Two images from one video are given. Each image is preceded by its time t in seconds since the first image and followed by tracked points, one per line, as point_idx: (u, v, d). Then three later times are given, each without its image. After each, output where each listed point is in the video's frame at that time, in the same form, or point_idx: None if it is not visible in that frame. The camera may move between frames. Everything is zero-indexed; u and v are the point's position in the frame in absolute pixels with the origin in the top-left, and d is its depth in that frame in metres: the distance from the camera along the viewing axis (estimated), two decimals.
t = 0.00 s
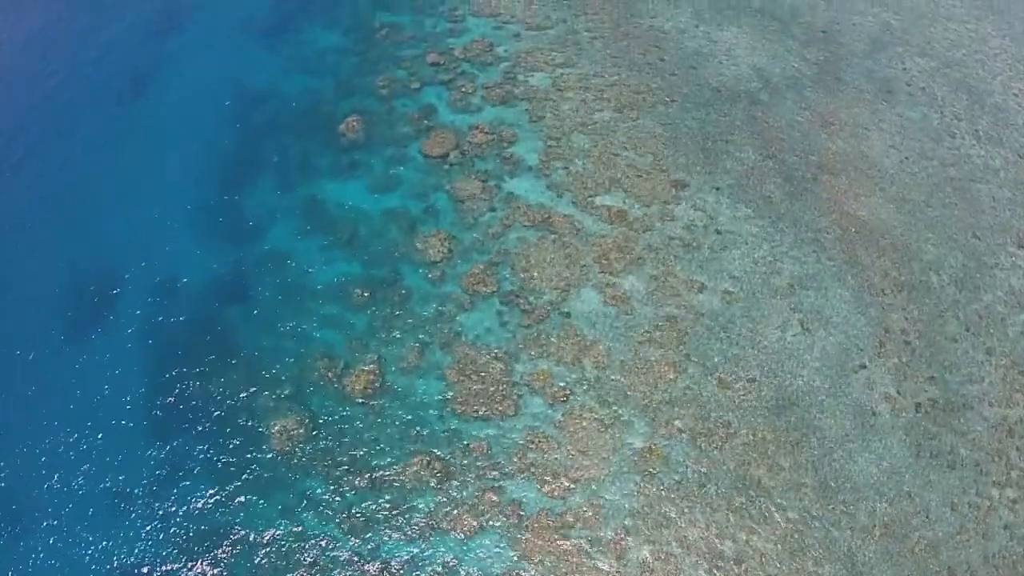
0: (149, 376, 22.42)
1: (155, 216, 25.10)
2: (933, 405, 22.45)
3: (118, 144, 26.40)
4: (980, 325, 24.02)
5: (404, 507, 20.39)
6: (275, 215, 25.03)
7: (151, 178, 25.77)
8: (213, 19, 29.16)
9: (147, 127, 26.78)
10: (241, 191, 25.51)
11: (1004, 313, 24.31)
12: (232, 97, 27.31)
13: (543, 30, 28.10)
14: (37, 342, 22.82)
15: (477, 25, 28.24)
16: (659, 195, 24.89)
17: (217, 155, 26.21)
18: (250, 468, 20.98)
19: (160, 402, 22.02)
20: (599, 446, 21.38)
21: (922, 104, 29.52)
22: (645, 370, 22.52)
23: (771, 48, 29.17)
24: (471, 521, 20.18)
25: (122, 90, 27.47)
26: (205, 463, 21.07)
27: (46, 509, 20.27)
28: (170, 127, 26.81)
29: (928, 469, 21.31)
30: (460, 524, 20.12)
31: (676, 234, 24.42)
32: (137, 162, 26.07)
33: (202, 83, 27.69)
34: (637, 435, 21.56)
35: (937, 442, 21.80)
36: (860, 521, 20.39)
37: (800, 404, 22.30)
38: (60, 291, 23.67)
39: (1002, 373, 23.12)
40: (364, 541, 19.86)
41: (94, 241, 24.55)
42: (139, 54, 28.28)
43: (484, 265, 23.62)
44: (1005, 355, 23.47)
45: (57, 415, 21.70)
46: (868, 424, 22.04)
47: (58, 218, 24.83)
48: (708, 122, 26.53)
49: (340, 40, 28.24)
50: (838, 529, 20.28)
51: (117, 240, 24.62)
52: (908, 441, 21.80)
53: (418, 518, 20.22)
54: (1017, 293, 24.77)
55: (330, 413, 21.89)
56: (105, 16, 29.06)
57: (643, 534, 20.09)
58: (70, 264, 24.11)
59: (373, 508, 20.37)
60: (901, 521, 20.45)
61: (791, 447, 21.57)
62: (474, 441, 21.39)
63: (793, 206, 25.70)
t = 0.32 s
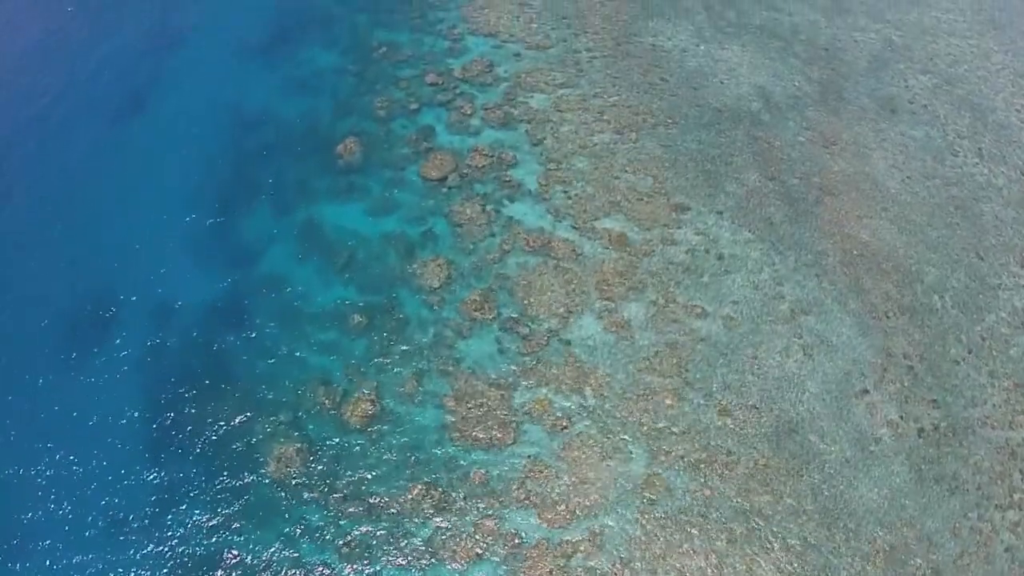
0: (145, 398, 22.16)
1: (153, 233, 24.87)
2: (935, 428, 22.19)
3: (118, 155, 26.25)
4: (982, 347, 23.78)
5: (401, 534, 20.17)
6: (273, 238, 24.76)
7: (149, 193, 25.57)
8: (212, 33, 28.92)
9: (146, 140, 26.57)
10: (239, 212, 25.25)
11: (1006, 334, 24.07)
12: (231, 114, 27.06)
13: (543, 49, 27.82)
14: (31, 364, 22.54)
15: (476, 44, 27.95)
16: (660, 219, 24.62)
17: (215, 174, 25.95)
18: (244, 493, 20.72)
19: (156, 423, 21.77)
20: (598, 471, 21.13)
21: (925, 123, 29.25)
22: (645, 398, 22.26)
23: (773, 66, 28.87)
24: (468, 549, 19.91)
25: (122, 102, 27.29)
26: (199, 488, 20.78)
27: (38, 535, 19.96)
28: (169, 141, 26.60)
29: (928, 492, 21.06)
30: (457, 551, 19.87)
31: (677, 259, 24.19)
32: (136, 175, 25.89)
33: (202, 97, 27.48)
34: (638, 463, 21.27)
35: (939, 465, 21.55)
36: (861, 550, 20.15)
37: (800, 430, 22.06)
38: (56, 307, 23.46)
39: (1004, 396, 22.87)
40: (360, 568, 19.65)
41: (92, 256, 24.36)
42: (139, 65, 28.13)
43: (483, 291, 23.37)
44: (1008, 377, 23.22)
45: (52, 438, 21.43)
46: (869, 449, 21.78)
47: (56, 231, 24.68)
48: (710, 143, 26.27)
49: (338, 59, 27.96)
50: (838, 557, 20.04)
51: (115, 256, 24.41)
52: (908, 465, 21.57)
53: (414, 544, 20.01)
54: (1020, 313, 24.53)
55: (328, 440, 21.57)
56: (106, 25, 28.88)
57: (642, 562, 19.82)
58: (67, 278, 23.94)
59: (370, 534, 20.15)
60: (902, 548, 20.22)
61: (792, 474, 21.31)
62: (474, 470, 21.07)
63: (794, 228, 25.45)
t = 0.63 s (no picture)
0: (139, 424, 21.81)
1: (149, 255, 24.56)
2: (938, 456, 21.86)
3: (115, 172, 25.98)
4: (986, 371, 23.49)
5: (399, 565, 19.76)
6: (269, 263, 24.44)
7: (147, 212, 25.28)
8: (211, 51, 28.65)
9: (144, 158, 26.30)
10: (237, 235, 24.95)
11: (1010, 358, 23.77)
12: (229, 134, 26.76)
13: (543, 71, 27.50)
14: (23, 388, 22.15)
15: (475, 66, 27.63)
16: (661, 246, 24.32)
17: (213, 196, 25.65)
18: (239, 521, 20.35)
19: (150, 448, 21.46)
20: (597, 501, 20.77)
21: (928, 143, 28.94)
22: (646, 429, 21.88)
23: (775, 87, 28.56)
24: None
25: (120, 118, 27.02)
26: (193, 514, 20.42)
27: (29, 562, 19.55)
28: (167, 160, 26.32)
29: (932, 519, 20.77)
30: None
31: (678, 287, 23.89)
32: (134, 194, 25.61)
33: (201, 115, 27.21)
34: (638, 495, 20.88)
35: (943, 492, 21.21)
36: None
37: (801, 459, 21.70)
38: (51, 328, 23.15)
39: (1008, 419, 22.59)
40: None
41: (88, 277, 24.06)
42: (138, 81, 27.87)
43: (482, 321, 23.06)
44: (1012, 402, 22.91)
45: (41, 465, 21.00)
46: (872, 478, 21.40)
47: (53, 250, 24.41)
48: (712, 167, 25.95)
49: (336, 80, 27.63)
50: None
51: (112, 277, 24.11)
52: (912, 492, 21.20)
53: None
54: None
55: (326, 471, 21.23)
56: (104, 40, 28.65)
57: None
58: (63, 299, 23.64)
59: (368, 567, 19.73)
60: None
61: (795, 505, 20.91)
62: (473, 502, 20.74)
63: (798, 253, 25.13)
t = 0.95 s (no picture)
0: (134, 448, 21.51)
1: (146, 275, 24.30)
2: (941, 481, 21.53)
3: (113, 190, 25.77)
4: (989, 393, 23.18)
5: None
6: (267, 287, 24.16)
7: (144, 232, 25.04)
8: (210, 70, 28.51)
9: (142, 177, 26.09)
10: (234, 257, 24.68)
11: (1014, 379, 23.47)
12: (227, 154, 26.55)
13: (543, 91, 27.21)
14: (20, 405, 21.95)
15: (475, 86, 27.35)
16: (663, 271, 24.06)
17: (210, 217, 25.40)
18: (234, 544, 20.02)
19: (145, 471, 21.16)
20: (596, 529, 20.43)
21: (932, 162, 28.67)
22: (647, 457, 21.55)
23: (777, 106, 28.29)
24: None
25: (118, 137, 26.84)
26: (188, 538, 20.09)
27: None
28: (165, 179, 26.10)
29: (934, 544, 20.46)
30: None
31: (680, 312, 23.63)
32: (131, 213, 25.37)
33: (199, 135, 27.02)
34: (639, 525, 20.52)
35: (945, 518, 20.89)
36: None
37: (801, 487, 21.39)
38: (47, 349, 22.89)
39: (1011, 442, 22.26)
40: None
41: (84, 297, 23.80)
42: (137, 99, 27.73)
43: (482, 348, 22.80)
44: (1015, 425, 22.60)
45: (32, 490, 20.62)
46: (873, 505, 21.09)
47: (49, 269, 24.17)
48: (714, 190, 25.68)
49: (335, 100, 27.35)
50: None
51: (108, 297, 23.85)
52: (914, 519, 20.88)
53: None
54: None
55: (324, 498, 20.85)
56: (105, 59, 28.57)
57: None
58: (59, 319, 23.37)
59: None
60: None
61: (797, 533, 20.62)
62: (473, 531, 20.35)
63: (801, 278, 24.85)
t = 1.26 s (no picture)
0: (129, 475, 20.98)
1: (141, 298, 23.92)
2: (945, 508, 21.05)
3: (109, 210, 25.41)
4: (993, 418, 22.78)
5: None
6: (263, 313, 23.75)
7: (140, 254, 24.67)
8: (207, 89, 28.22)
9: (138, 197, 25.73)
10: (230, 281, 24.31)
11: (1018, 403, 23.07)
12: (224, 175, 26.20)
13: (543, 114, 26.87)
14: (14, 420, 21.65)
15: (474, 108, 27.00)
16: (665, 298, 23.72)
17: (206, 239, 25.02)
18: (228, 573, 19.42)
19: (140, 495, 20.67)
20: (594, 560, 19.80)
21: (936, 182, 28.25)
22: (648, 488, 21.02)
23: (779, 127, 27.91)
24: None
25: (115, 156, 26.51)
26: (181, 566, 19.51)
27: None
28: (162, 199, 25.75)
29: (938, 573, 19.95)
30: None
31: (683, 341, 23.28)
32: (127, 234, 25.01)
33: (196, 154, 26.70)
34: (641, 558, 19.87)
35: (949, 545, 20.43)
36: None
37: (804, 518, 20.81)
38: (39, 373, 22.47)
39: (1016, 466, 21.88)
40: None
41: (78, 320, 23.40)
42: (135, 118, 27.46)
43: (481, 379, 22.42)
44: (1020, 449, 22.19)
45: (20, 518, 20.11)
46: (877, 535, 20.54)
47: (43, 290, 23.79)
48: (716, 216, 25.34)
49: (332, 122, 27.00)
50: None
51: (102, 320, 23.44)
52: (918, 547, 20.36)
53: None
54: None
55: (321, 528, 20.20)
56: (102, 77, 28.29)
57: None
58: (52, 342, 22.99)
59: None
60: None
61: (801, 565, 20.02)
62: (472, 564, 19.68)
63: (804, 304, 24.48)
